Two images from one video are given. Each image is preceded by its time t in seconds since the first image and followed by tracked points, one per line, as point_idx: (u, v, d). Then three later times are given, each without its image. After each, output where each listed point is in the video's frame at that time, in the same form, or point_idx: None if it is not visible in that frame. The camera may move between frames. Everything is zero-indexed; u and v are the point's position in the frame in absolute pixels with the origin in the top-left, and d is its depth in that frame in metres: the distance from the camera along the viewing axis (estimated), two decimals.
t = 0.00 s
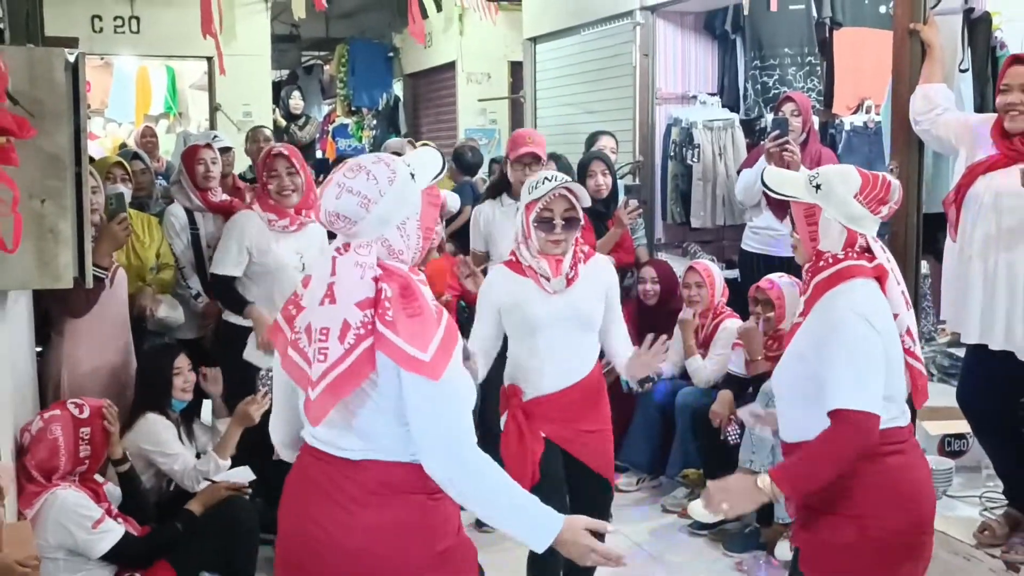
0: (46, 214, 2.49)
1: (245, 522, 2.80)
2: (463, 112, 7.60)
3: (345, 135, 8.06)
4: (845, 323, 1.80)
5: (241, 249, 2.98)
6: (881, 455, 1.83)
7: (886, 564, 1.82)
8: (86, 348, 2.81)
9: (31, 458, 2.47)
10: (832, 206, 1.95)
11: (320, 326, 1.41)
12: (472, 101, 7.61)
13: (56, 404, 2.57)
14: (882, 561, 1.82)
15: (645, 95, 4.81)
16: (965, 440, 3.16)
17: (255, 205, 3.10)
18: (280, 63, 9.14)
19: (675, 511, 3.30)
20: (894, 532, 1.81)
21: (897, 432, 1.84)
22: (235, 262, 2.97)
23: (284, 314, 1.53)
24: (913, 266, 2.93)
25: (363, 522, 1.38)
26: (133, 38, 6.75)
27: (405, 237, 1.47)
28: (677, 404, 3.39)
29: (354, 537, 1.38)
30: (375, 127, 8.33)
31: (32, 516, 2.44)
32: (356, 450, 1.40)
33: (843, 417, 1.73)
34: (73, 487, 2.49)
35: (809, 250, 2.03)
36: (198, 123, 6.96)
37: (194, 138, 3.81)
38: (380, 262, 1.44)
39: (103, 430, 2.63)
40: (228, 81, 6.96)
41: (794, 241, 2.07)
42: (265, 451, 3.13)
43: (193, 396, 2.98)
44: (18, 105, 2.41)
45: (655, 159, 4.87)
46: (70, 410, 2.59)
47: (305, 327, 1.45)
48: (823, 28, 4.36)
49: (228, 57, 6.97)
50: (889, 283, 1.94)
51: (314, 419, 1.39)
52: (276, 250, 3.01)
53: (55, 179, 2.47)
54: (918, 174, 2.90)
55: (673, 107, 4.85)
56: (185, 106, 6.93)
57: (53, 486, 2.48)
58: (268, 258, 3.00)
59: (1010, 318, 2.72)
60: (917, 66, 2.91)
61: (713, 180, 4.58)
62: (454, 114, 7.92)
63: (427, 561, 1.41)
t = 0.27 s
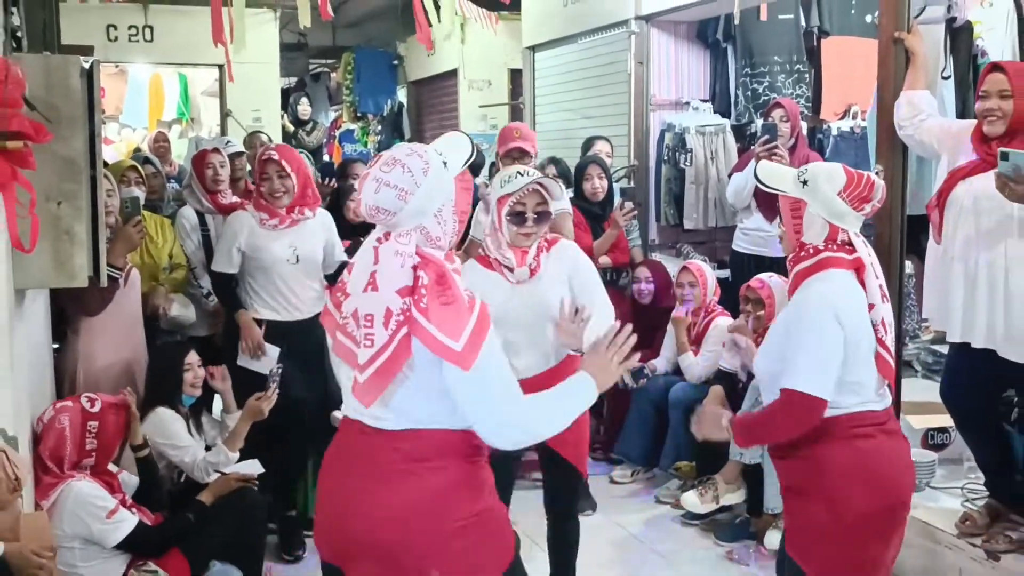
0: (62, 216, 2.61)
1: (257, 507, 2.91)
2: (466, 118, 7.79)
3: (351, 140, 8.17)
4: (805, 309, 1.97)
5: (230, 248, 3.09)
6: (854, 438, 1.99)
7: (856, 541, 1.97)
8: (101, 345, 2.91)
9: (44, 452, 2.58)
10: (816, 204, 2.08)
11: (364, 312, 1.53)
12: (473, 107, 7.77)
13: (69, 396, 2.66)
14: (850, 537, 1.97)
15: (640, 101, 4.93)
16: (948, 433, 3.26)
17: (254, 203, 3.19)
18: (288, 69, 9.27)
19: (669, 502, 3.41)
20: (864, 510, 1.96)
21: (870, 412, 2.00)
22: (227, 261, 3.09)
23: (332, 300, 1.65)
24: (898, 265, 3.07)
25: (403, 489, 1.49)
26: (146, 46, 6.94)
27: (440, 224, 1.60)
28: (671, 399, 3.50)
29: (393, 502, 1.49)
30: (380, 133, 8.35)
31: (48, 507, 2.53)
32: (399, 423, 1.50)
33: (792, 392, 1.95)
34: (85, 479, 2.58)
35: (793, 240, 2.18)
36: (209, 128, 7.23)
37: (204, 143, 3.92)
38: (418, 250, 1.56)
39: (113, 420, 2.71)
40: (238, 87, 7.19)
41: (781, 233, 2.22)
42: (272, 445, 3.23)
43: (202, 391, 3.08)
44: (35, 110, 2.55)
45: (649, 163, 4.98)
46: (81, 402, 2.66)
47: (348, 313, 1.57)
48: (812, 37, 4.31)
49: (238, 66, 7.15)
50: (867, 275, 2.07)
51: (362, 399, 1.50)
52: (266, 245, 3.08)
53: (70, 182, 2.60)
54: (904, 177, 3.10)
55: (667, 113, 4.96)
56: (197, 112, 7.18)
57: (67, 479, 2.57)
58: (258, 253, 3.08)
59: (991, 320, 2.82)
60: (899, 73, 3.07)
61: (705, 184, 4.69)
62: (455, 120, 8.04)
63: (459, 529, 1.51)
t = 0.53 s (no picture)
0: (81, 218, 2.72)
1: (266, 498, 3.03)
2: (466, 125, 7.87)
3: (359, 147, 8.32)
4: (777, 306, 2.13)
5: (241, 256, 3.26)
6: (836, 416, 2.15)
7: (832, 513, 2.10)
8: (117, 342, 3.04)
9: (62, 443, 2.69)
10: (794, 207, 2.22)
11: (438, 322, 1.67)
12: (475, 116, 7.85)
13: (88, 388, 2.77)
14: (828, 508, 2.10)
15: (634, 108, 5.06)
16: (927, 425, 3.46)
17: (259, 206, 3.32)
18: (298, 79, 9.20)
19: (660, 491, 3.56)
20: (842, 484, 2.10)
21: (845, 396, 2.17)
22: (238, 267, 3.27)
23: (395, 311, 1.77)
24: (880, 263, 3.26)
25: (483, 476, 1.63)
26: (163, 57, 7.12)
27: (496, 233, 1.75)
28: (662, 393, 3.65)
29: (477, 491, 1.62)
30: (386, 139, 8.59)
31: (68, 494, 2.67)
32: (475, 419, 1.65)
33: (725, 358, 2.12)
34: (104, 469, 2.71)
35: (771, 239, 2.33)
36: (222, 134, 7.41)
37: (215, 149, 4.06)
38: (482, 260, 1.72)
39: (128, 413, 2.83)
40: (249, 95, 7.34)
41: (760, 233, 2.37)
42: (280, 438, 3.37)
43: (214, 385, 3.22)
44: (54, 117, 2.65)
45: (642, 168, 5.11)
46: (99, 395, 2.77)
47: (420, 323, 1.70)
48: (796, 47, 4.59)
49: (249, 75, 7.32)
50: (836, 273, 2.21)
51: (444, 403, 1.64)
52: (271, 251, 3.23)
53: (88, 185, 2.72)
54: (883, 182, 3.27)
55: (659, 120, 5.12)
56: (211, 119, 7.35)
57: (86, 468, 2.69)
58: (262, 257, 3.23)
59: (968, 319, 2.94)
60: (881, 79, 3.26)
61: (695, 187, 4.86)
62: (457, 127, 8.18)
63: (538, 513, 1.65)
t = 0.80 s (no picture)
0: (97, 219, 2.78)
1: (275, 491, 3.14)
2: (469, 132, 8.08)
3: (365, 152, 8.50)
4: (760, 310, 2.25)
5: (252, 261, 3.38)
6: (806, 414, 2.28)
7: (806, 506, 2.24)
8: (131, 339, 3.17)
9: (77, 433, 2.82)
10: (772, 223, 2.35)
11: (489, 316, 1.79)
12: (477, 121, 8.03)
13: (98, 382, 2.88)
14: (803, 502, 2.24)
15: (628, 115, 5.19)
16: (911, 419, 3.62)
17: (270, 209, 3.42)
18: (306, 88, 9.33)
19: (653, 483, 3.69)
20: (817, 476, 2.25)
21: (822, 395, 2.31)
22: (247, 271, 3.38)
23: (432, 309, 1.83)
24: (865, 265, 3.40)
25: (527, 462, 1.77)
26: (177, 66, 7.59)
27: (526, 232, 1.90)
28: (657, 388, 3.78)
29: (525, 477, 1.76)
30: (391, 145, 8.74)
31: (84, 485, 2.79)
32: (516, 410, 1.77)
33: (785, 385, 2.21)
34: (118, 461, 2.82)
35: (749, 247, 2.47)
36: (234, 140, 7.88)
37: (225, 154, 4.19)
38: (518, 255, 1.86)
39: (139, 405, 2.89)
40: (259, 103, 7.81)
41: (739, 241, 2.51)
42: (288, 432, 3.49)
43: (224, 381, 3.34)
44: (71, 122, 2.72)
45: (637, 173, 5.25)
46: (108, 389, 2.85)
47: (467, 319, 1.80)
48: (785, 57, 4.77)
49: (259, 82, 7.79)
50: (812, 280, 2.35)
51: (505, 391, 1.75)
52: (283, 252, 3.34)
53: (105, 189, 2.77)
54: (867, 185, 3.40)
55: (653, 126, 5.25)
56: (223, 126, 7.81)
57: (100, 461, 2.80)
58: (275, 259, 3.34)
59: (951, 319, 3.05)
60: (866, 89, 3.38)
61: (689, 191, 5.00)
62: (459, 133, 8.32)
63: (575, 487, 1.81)
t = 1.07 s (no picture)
0: (116, 220, 2.77)
1: (287, 482, 3.25)
2: (471, 139, 8.18)
3: (372, 157, 8.73)
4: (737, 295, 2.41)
5: (278, 245, 3.52)
6: (768, 386, 2.47)
7: (774, 471, 2.40)
8: (149, 333, 3.33)
9: (98, 417, 2.91)
10: (750, 209, 2.54)
11: (482, 299, 1.88)
12: (479, 129, 8.17)
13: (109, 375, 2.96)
14: (773, 466, 2.41)
15: (623, 123, 5.36)
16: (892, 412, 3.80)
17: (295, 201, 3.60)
18: (315, 96, 9.68)
19: (647, 473, 3.88)
20: (779, 444, 2.42)
21: (779, 366, 2.50)
22: (272, 254, 3.50)
23: (426, 296, 1.86)
24: (849, 265, 3.58)
25: (517, 441, 1.85)
26: (193, 76, 7.74)
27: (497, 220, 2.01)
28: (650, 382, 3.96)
29: (515, 456, 1.84)
30: (397, 150, 8.98)
31: (105, 474, 2.89)
32: (507, 386, 1.86)
33: (703, 323, 2.39)
34: (137, 451, 2.92)
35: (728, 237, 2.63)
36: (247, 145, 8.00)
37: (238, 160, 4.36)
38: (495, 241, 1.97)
39: (151, 396, 2.95)
40: (273, 108, 8.02)
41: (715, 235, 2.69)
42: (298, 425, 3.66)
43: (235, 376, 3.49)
44: (92, 127, 2.71)
45: (631, 178, 5.40)
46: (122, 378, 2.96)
47: (461, 304, 1.86)
48: (774, 66, 4.95)
49: (270, 91, 7.98)
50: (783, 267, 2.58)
51: (507, 368, 1.84)
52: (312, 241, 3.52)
53: (125, 192, 2.78)
54: (851, 189, 3.57)
55: (646, 133, 5.42)
56: (236, 132, 7.94)
57: (120, 451, 2.90)
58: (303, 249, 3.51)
59: (931, 314, 3.15)
60: (849, 98, 3.55)
61: (679, 195, 5.17)
62: (461, 139, 8.50)
63: (557, 464, 1.91)
